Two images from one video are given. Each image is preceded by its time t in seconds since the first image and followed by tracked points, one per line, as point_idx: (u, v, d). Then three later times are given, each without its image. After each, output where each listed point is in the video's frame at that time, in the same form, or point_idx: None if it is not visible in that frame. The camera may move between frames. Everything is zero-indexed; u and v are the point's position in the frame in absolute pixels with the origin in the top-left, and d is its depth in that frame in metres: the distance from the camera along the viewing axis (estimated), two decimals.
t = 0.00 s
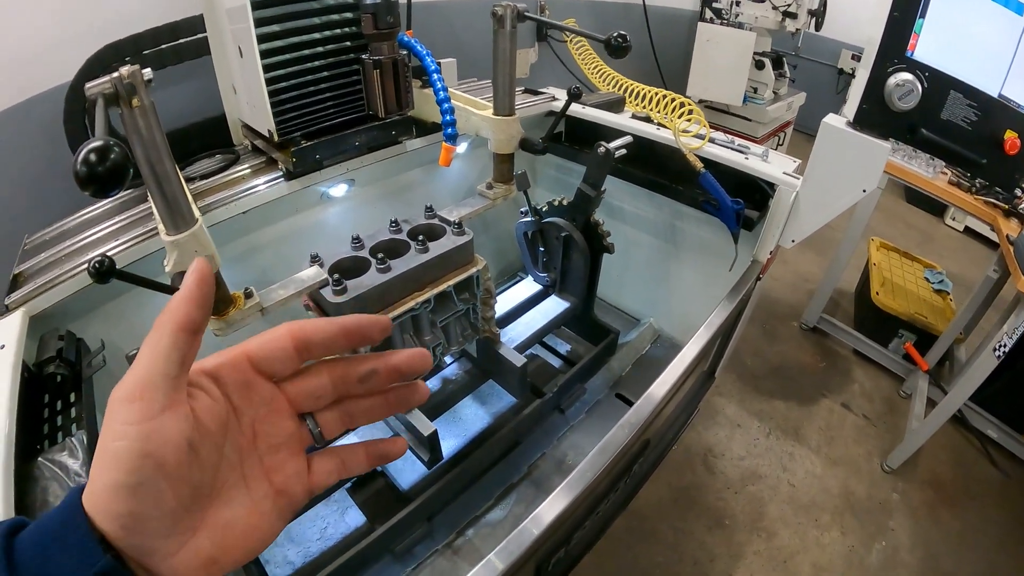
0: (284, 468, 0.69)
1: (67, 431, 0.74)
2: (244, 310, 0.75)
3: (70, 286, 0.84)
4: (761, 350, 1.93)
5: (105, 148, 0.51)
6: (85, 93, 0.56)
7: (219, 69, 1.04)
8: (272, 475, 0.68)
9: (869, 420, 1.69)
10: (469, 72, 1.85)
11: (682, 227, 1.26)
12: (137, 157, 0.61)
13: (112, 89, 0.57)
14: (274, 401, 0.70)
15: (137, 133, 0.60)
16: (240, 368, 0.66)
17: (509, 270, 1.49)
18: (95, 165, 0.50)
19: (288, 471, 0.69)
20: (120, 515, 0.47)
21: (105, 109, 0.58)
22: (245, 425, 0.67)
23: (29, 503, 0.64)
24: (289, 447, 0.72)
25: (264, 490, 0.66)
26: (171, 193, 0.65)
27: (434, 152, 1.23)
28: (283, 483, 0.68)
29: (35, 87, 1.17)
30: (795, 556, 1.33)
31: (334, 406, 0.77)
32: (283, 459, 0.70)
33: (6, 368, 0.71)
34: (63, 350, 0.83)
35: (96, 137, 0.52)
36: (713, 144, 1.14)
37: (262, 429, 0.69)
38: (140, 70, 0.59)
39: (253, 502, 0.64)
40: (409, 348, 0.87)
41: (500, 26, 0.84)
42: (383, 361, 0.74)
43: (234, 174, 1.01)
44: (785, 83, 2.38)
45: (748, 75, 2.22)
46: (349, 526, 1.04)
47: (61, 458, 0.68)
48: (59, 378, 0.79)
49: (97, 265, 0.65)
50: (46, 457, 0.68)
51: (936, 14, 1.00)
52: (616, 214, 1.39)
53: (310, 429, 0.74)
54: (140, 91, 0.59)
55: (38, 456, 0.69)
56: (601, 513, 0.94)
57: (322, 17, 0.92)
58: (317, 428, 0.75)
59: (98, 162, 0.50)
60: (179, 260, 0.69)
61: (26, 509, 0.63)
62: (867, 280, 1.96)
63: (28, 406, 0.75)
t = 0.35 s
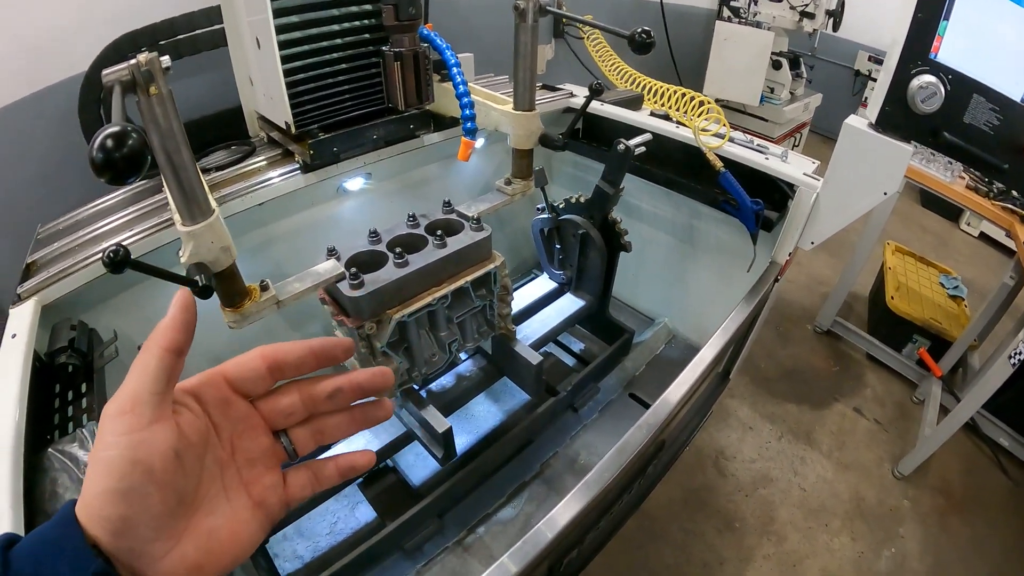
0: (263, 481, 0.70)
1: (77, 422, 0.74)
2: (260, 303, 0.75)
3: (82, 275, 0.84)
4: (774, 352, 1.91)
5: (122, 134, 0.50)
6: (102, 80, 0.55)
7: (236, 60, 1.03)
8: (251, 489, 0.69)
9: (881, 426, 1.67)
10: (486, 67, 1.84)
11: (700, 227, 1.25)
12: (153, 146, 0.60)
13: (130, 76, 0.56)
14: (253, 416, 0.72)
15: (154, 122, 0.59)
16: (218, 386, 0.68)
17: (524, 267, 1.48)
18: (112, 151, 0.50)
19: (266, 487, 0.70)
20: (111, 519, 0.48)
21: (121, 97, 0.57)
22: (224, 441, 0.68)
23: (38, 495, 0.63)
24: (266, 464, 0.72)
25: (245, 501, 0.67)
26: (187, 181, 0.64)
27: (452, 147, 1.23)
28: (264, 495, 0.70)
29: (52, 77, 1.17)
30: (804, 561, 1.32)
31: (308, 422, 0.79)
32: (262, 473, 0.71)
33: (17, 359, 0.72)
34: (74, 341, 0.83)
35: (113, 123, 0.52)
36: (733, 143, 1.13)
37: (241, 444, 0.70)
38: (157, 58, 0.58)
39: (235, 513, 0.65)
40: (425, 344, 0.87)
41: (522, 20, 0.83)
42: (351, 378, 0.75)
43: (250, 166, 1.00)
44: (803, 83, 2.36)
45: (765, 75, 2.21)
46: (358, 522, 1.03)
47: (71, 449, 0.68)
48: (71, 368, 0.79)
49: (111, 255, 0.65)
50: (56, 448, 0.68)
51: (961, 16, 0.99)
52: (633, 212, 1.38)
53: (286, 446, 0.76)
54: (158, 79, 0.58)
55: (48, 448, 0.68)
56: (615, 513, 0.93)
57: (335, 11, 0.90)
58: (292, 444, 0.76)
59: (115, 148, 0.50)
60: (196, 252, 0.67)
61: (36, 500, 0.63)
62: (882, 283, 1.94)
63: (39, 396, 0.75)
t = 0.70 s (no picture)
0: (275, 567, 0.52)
1: (80, 425, 0.73)
2: (264, 308, 0.75)
3: (87, 279, 0.85)
4: (777, 357, 1.91)
5: (126, 144, 0.51)
6: (107, 88, 0.55)
7: (240, 65, 1.03)
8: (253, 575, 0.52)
9: (883, 431, 1.67)
10: (489, 71, 1.85)
11: (703, 232, 1.25)
12: (157, 153, 0.60)
13: (134, 83, 0.56)
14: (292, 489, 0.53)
15: (158, 129, 0.59)
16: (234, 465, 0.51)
17: (527, 271, 1.48)
18: (116, 162, 0.50)
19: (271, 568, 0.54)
20: None
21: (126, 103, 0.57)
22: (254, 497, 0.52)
23: (41, 498, 0.63)
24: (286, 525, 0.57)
25: None
26: (190, 188, 0.64)
27: (455, 152, 1.23)
28: None
29: (57, 80, 1.18)
30: (806, 567, 1.31)
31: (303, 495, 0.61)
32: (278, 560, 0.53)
33: (21, 363, 0.72)
34: (78, 344, 0.83)
35: (117, 132, 0.52)
36: (736, 148, 1.13)
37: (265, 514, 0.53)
38: (161, 65, 0.58)
39: None
40: (427, 349, 0.87)
41: (525, 26, 0.83)
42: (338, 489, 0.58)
43: (253, 170, 1.01)
44: (806, 87, 2.36)
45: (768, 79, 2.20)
46: (360, 525, 1.03)
47: (74, 453, 0.68)
48: (74, 371, 0.80)
49: (115, 261, 0.65)
50: (58, 451, 0.68)
51: (964, 22, 0.99)
52: (635, 217, 1.38)
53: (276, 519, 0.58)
54: (161, 87, 0.58)
55: (50, 451, 0.68)
56: (616, 519, 0.93)
57: (344, 14, 0.90)
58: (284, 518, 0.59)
59: (119, 158, 0.50)
60: (199, 258, 0.68)
61: (39, 503, 0.62)
62: (885, 288, 1.93)
63: (43, 399, 0.75)
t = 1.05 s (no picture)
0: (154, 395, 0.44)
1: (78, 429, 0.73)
2: (259, 312, 0.76)
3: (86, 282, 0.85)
4: (776, 359, 1.91)
5: (119, 153, 0.51)
6: (103, 95, 0.56)
7: (239, 69, 1.04)
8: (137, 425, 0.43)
9: (883, 434, 1.66)
10: (489, 74, 1.85)
11: (702, 235, 1.25)
12: (153, 159, 0.60)
13: (129, 90, 0.57)
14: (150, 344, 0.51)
15: (154, 135, 0.59)
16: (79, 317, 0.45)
17: (525, 274, 1.48)
18: (109, 169, 0.50)
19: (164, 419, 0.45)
20: None
21: (122, 109, 0.58)
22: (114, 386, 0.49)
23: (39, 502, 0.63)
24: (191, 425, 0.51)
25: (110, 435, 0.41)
26: (187, 194, 0.65)
27: (453, 155, 1.23)
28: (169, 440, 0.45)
29: (57, 84, 1.18)
30: (805, 570, 1.31)
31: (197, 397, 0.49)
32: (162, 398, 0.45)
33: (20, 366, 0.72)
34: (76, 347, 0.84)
35: (111, 141, 0.52)
36: (735, 152, 1.13)
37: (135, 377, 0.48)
38: (156, 71, 0.58)
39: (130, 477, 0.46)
40: (423, 352, 0.87)
41: (521, 30, 0.83)
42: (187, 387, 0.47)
43: (251, 174, 1.01)
44: (807, 89, 2.35)
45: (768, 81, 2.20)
46: (357, 528, 1.03)
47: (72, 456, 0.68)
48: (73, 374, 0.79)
49: (111, 267, 0.65)
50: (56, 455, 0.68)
51: (963, 24, 0.99)
52: (634, 220, 1.38)
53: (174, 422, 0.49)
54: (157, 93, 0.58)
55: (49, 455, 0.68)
56: (612, 522, 0.93)
57: (341, 19, 0.91)
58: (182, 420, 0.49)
59: (113, 166, 0.51)
60: (195, 263, 0.68)
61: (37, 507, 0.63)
62: (885, 291, 1.93)
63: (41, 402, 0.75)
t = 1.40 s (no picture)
0: (229, 467, 0.53)
1: (78, 425, 0.74)
2: (259, 309, 0.76)
3: (85, 280, 0.85)
4: (776, 358, 1.91)
5: (119, 149, 0.51)
6: (102, 92, 0.56)
7: (238, 67, 1.04)
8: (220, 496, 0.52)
9: (882, 433, 1.66)
10: (488, 73, 1.85)
11: (701, 234, 1.25)
12: (153, 157, 0.60)
13: (129, 87, 0.57)
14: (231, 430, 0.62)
15: (154, 132, 0.59)
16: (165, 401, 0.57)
17: (525, 273, 1.48)
18: (109, 166, 0.50)
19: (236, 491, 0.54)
20: (92, 493, 0.49)
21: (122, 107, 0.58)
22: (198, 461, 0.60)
23: (38, 498, 0.64)
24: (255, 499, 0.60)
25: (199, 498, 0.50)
26: (186, 192, 0.65)
27: (452, 153, 1.23)
28: (237, 513, 0.53)
29: (57, 82, 1.19)
30: (804, 568, 1.31)
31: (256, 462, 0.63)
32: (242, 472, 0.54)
33: (19, 364, 0.72)
34: (77, 345, 0.84)
35: (111, 137, 0.53)
36: (734, 150, 1.13)
37: (214, 457, 0.59)
38: (156, 69, 0.58)
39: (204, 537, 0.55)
40: (423, 350, 0.87)
41: (521, 28, 0.83)
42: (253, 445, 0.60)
43: (251, 172, 1.01)
44: (806, 88, 2.35)
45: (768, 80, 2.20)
46: (357, 526, 1.04)
47: (71, 452, 0.68)
48: (73, 372, 0.79)
49: (110, 264, 0.65)
50: (56, 451, 0.68)
51: (963, 22, 0.99)
52: (634, 218, 1.38)
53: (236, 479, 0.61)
54: (156, 90, 0.58)
55: (48, 451, 0.68)
56: (612, 520, 0.93)
57: (342, 16, 0.91)
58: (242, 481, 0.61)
59: (112, 163, 0.51)
60: (195, 260, 0.68)
61: (37, 503, 0.63)
62: (885, 290, 1.93)
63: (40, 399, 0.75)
